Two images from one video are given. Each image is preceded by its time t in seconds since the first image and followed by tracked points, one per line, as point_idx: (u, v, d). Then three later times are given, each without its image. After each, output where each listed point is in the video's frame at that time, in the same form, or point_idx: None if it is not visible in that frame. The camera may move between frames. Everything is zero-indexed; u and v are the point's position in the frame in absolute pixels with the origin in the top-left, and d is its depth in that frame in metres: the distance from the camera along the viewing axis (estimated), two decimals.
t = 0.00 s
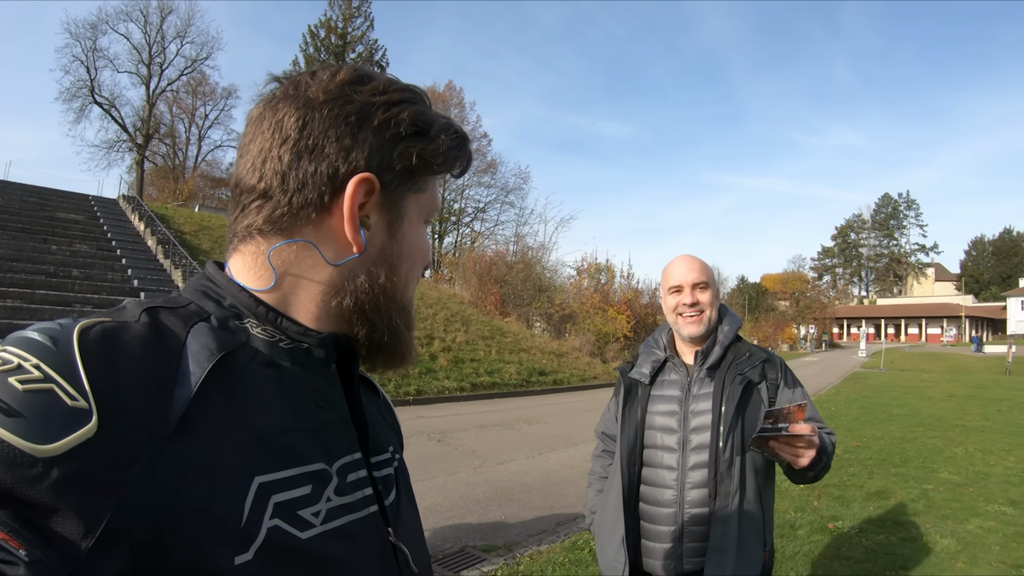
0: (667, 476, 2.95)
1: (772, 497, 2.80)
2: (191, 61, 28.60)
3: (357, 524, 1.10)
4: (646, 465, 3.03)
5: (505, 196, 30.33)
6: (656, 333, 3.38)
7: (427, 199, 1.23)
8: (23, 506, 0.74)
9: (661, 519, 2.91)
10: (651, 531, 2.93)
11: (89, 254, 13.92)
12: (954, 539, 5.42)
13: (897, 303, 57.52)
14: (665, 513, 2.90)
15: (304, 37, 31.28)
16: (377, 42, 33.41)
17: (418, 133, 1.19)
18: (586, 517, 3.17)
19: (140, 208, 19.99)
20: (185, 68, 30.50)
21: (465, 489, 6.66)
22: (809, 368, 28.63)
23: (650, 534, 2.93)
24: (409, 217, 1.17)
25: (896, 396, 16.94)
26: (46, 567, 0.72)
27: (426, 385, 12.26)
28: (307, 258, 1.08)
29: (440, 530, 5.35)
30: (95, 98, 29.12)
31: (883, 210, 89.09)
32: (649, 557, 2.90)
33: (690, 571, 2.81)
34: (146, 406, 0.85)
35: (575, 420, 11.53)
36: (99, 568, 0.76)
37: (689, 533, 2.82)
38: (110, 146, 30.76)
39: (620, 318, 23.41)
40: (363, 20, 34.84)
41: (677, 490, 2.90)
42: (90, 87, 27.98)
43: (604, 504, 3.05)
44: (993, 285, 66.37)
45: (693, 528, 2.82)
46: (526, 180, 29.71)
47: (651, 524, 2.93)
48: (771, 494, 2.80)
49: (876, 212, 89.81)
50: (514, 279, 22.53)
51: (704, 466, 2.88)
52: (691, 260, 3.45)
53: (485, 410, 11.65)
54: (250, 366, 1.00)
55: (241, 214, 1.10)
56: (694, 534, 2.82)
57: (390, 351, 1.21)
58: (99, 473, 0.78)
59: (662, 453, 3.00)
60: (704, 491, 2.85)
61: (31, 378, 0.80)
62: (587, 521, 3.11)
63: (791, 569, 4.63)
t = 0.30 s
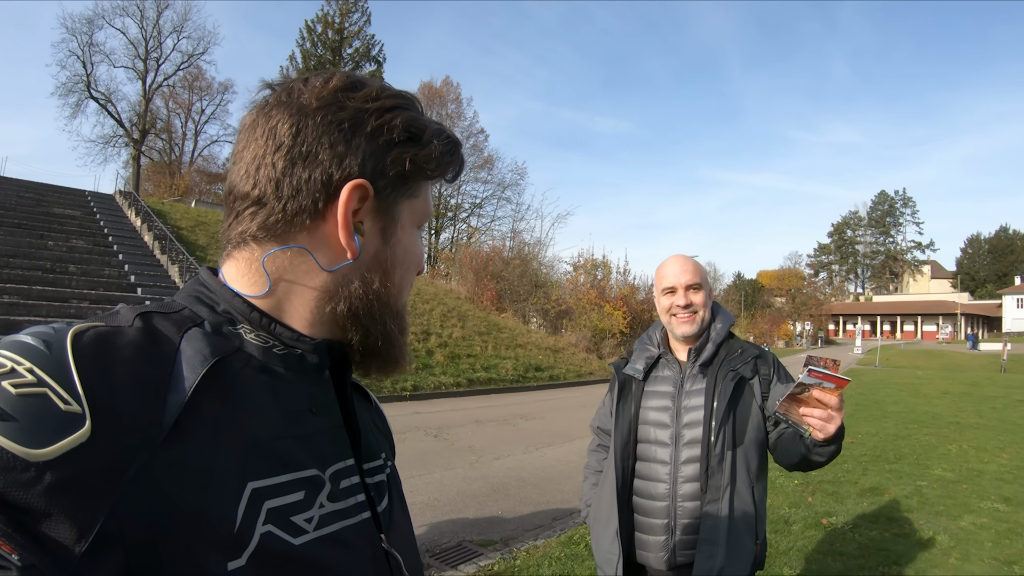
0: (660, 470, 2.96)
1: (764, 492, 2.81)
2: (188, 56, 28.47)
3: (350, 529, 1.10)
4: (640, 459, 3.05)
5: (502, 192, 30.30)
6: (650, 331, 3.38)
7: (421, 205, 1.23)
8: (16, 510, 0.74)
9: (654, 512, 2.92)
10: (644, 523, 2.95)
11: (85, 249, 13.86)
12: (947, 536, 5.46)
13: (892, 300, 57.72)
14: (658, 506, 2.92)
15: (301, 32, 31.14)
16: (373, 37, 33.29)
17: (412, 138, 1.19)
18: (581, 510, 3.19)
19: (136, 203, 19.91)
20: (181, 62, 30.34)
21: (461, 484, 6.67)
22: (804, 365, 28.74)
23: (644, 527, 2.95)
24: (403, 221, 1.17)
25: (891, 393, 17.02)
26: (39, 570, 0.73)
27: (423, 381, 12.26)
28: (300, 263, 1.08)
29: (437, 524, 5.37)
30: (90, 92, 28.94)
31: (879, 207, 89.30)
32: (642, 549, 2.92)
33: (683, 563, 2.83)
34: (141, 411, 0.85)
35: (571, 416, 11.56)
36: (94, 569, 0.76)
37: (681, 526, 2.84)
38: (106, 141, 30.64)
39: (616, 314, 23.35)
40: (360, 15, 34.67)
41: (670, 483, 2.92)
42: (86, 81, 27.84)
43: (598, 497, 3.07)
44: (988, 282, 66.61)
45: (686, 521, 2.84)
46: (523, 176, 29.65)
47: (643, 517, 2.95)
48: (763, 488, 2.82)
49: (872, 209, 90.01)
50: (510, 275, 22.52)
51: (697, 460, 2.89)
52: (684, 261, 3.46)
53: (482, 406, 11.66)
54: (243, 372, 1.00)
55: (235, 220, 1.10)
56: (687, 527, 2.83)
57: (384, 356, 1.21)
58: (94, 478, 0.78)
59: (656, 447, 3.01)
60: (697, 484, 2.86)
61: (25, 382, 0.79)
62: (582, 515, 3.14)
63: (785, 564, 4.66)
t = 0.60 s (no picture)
0: (656, 464, 2.96)
1: (758, 487, 2.81)
2: (187, 52, 28.39)
3: (336, 521, 1.10)
4: (636, 453, 3.05)
5: (502, 187, 30.27)
6: (646, 325, 3.38)
7: (407, 196, 1.22)
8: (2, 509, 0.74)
9: (650, 506, 2.92)
10: (639, 517, 2.95)
11: (85, 245, 13.85)
12: (944, 532, 5.47)
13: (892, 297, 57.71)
14: (654, 500, 2.92)
15: (300, 28, 31.07)
16: (373, 33, 33.22)
17: (400, 129, 1.18)
18: (578, 504, 3.19)
19: (135, 199, 19.89)
20: (180, 58, 30.26)
21: (460, 479, 6.69)
22: (803, 361, 28.75)
23: (639, 520, 2.95)
24: (389, 213, 1.16)
25: (890, 390, 17.03)
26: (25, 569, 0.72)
27: (423, 377, 12.27)
28: (286, 256, 1.08)
29: (436, 519, 5.38)
30: (90, 88, 28.89)
31: (879, 204, 89.23)
32: (638, 543, 2.92)
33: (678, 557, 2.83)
34: (126, 405, 0.85)
35: (571, 412, 11.57)
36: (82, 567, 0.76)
37: (676, 520, 2.84)
38: (105, 137, 30.59)
39: (616, 310, 23.34)
40: (360, 11, 34.59)
41: (666, 478, 2.92)
42: (85, 77, 27.79)
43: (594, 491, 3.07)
44: (989, 279, 66.58)
45: (681, 515, 2.84)
46: (523, 172, 29.63)
47: (639, 510, 2.95)
48: (757, 484, 2.81)
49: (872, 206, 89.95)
50: (510, 271, 22.51)
51: (692, 455, 2.89)
52: (680, 256, 3.45)
53: (481, 401, 11.67)
54: (229, 365, 1.00)
55: (219, 210, 1.09)
56: (682, 521, 2.84)
57: (370, 348, 1.21)
58: (80, 475, 0.78)
59: (652, 441, 3.01)
60: (692, 478, 2.86)
61: (9, 377, 0.78)
62: (579, 508, 3.14)
63: (782, 559, 4.67)
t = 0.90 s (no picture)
0: (659, 463, 2.95)
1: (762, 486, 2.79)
2: (192, 53, 28.50)
3: (327, 508, 1.09)
4: (639, 451, 3.04)
5: (507, 188, 30.32)
6: (650, 321, 3.36)
7: (399, 180, 1.21)
8: None
9: (653, 505, 2.91)
10: (642, 515, 2.94)
11: (90, 246, 13.90)
12: (950, 533, 5.43)
13: (899, 297, 57.46)
14: (657, 499, 2.90)
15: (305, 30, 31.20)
16: (378, 34, 33.33)
17: (390, 113, 1.17)
18: (580, 503, 3.18)
19: (141, 200, 19.96)
20: (185, 59, 30.36)
21: (464, 479, 6.68)
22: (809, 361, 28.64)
23: (642, 519, 2.94)
24: (380, 197, 1.16)
25: (896, 390, 16.94)
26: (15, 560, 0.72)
27: (427, 377, 12.27)
28: (277, 242, 1.07)
29: (440, 519, 5.37)
30: (96, 90, 29.00)
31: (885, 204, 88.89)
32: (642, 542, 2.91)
33: (681, 557, 2.82)
34: (114, 391, 0.84)
35: (575, 412, 11.55)
36: (72, 557, 0.75)
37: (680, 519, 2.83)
38: (112, 138, 30.73)
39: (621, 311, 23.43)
40: (365, 12, 34.70)
41: (669, 477, 2.90)
42: (91, 79, 27.91)
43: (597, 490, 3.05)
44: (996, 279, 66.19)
45: (685, 515, 2.83)
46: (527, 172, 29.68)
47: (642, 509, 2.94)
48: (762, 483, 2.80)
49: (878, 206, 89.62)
50: (515, 271, 22.50)
51: (696, 454, 2.88)
52: (687, 251, 3.42)
53: (485, 401, 11.66)
54: (219, 351, 0.99)
55: (209, 195, 1.09)
56: (685, 520, 2.83)
57: (360, 334, 1.20)
58: (70, 462, 0.77)
59: (655, 440, 3.00)
60: (696, 477, 2.85)
61: None
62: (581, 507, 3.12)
63: (787, 560, 4.65)
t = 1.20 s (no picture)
0: (663, 462, 2.93)
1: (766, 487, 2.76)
2: (197, 59, 28.64)
3: (327, 503, 1.08)
4: (643, 450, 3.02)
5: (511, 191, 30.41)
6: (658, 320, 3.34)
7: (403, 173, 1.21)
8: None
9: (657, 505, 2.89)
10: (645, 515, 2.92)
11: (96, 251, 13.95)
12: (960, 534, 5.37)
13: (905, 298, 57.20)
14: (660, 500, 2.88)
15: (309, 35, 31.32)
16: (382, 38, 33.46)
17: (395, 107, 1.17)
18: (585, 502, 3.17)
19: (147, 205, 20.02)
20: (190, 64, 30.48)
21: (470, 482, 6.66)
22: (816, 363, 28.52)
23: (645, 519, 2.92)
24: (384, 191, 1.15)
25: (903, 391, 16.84)
26: (15, 552, 0.72)
27: (433, 380, 12.26)
28: (281, 235, 1.07)
29: (445, 523, 5.36)
30: (101, 96, 29.11)
31: (890, 204, 88.64)
32: (644, 542, 2.89)
33: (683, 558, 2.80)
34: (116, 382, 0.83)
35: (581, 414, 11.53)
36: (70, 550, 0.75)
37: (683, 520, 2.80)
38: (117, 144, 30.87)
39: (625, 313, 23.66)
40: (368, 17, 34.85)
41: (672, 477, 2.89)
42: (96, 85, 28.03)
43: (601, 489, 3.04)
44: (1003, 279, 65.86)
45: (687, 515, 2.80)
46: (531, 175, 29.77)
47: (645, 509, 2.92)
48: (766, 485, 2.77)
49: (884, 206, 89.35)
50: (520, 274, 22.47)
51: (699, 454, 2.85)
52: (697, 250, 3.39)
53: (490, 404, 11.65)
54: (220, 344, 0.99)
55: (212, 188, 1.08)
56: (688, 521, 2.80)
57: (364, 329, 1.20)
58: (68, 454, 0.76)
59: (659, 439, 2.98)
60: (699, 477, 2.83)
61: None
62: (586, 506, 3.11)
63: (794, 562, 4.61)
